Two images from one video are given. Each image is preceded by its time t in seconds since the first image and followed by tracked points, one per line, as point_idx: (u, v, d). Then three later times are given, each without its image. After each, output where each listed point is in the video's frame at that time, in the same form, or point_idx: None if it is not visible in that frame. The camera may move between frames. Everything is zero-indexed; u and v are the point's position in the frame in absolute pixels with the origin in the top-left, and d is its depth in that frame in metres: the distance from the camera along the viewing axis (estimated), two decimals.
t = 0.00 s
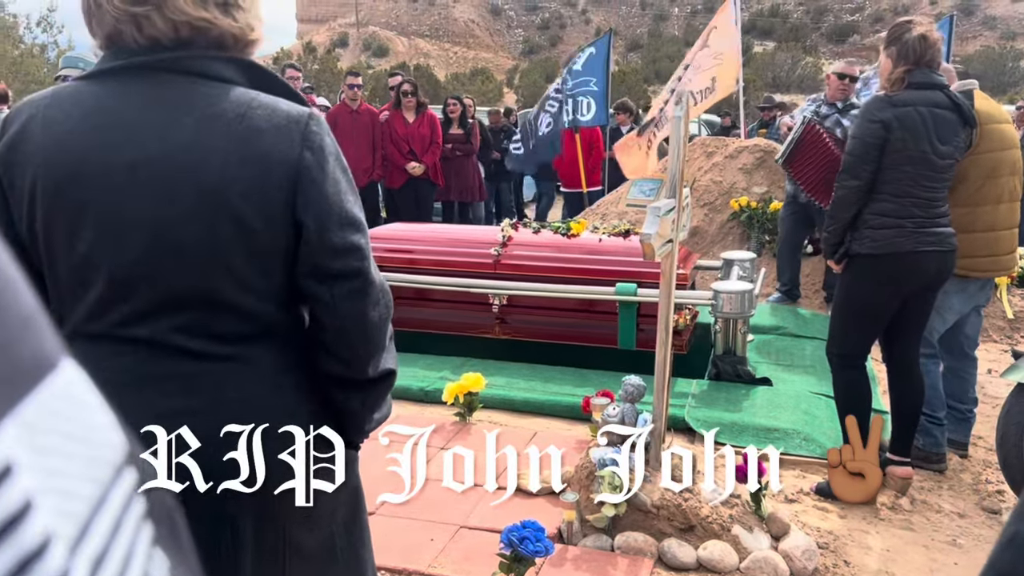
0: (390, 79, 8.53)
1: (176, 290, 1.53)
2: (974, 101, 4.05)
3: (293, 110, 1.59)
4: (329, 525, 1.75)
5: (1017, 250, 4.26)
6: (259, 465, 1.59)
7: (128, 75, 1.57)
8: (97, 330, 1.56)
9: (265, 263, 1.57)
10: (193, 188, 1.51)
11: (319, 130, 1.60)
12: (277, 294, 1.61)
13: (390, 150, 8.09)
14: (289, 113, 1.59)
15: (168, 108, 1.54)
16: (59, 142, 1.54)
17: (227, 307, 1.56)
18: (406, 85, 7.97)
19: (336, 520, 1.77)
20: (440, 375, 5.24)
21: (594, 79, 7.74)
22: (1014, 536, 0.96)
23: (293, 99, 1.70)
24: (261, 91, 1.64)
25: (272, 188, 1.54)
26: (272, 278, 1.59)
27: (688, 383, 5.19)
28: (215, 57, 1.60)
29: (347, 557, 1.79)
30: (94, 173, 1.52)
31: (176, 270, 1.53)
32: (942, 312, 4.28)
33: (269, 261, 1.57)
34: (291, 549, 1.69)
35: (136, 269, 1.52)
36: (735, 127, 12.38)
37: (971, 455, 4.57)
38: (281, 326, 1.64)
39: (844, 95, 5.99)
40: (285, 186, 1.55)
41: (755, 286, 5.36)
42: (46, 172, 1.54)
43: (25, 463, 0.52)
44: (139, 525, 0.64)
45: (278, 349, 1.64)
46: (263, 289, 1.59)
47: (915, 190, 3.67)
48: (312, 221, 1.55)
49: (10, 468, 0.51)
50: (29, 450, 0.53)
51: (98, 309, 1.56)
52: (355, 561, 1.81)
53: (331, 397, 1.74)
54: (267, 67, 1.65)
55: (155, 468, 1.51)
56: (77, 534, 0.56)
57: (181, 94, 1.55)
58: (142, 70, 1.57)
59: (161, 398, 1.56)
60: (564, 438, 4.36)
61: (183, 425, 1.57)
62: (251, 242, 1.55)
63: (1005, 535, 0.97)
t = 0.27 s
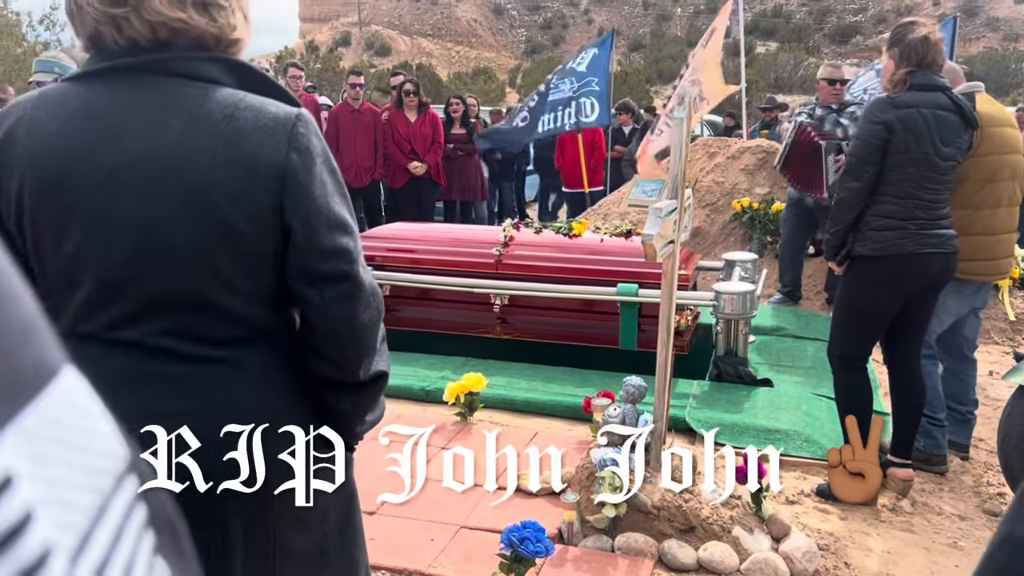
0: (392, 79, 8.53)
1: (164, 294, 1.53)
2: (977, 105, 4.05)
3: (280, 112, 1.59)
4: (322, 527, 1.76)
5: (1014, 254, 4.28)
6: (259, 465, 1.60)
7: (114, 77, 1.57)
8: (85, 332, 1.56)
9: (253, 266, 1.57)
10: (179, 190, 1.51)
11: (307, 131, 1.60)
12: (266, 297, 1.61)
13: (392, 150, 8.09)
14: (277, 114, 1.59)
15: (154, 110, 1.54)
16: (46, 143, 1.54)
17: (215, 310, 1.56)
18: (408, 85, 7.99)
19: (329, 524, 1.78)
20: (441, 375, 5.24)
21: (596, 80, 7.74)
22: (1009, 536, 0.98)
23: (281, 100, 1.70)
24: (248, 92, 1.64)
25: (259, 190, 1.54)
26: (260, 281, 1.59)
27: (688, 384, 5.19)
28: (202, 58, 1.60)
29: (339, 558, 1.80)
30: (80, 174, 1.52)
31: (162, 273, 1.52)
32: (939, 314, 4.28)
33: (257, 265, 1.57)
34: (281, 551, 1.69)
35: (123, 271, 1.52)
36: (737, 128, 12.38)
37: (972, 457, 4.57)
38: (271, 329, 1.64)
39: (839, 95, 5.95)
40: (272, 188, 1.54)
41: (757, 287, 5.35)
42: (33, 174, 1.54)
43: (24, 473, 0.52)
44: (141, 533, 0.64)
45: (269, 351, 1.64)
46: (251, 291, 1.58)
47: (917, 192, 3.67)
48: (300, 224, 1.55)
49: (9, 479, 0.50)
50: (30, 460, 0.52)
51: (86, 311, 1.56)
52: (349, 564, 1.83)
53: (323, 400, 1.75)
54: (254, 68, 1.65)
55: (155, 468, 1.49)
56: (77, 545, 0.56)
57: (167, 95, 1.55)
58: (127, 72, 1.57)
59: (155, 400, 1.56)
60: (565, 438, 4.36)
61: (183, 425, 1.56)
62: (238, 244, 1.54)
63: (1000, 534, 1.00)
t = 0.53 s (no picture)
0: (391, 76, 8.52)
1: (154, 293, 1.53)
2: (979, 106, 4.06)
3: (270, 108, 1.59)
4: (316, 527, 1.77)
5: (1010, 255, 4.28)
6: (259, 464, 1.61)
7: (101, 73, 1.56)
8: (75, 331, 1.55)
9: (244, 265, 1.57)
10: (168, 189, 1.51)
11: (297, 127, 1.59)
12: (257, 296, 1.61)
13: (390, 147, 8.09)
14: (267, 110, 1.58)
15: (142, 106, 1.53)
16: (32, 140, 1.53)
17: (205, 309, 1.56)
18: (407, 83, 8.00)
19: (322, 525, 1.78)
20: (440, 372, 5.24)
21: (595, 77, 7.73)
22: (1011, 538, 0.97)
23: (271, 94, 1.69)
24: (238, 87, 1.64)
25: (249, 187, 1.53)
26: (250, 280, 1.58)
27: (687, 382, 5.19)
28: (189, 53, 1.59)
29: (331, 555, 1.81)
30: (67, 172, 1.51)
31: (152, 273, 1.52)
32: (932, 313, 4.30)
33: (248, 263, 1.57)
34: (274, 550, 1.70)
35: (113, 270, 1.51)
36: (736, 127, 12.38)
37: (969, 456, 4.58)
38: (263, 328, 1.64)
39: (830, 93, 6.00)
40: (262, 185, 1.54)
41: (755, 286, 5.36)
42: (20, 171, 1.53)
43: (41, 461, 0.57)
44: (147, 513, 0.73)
45: (261, 350, 1.64)
46: (242, 290, 1.58)
47: (917, 192, 3.67)
48: (290, 222, 1.55)
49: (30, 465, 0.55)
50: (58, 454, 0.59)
51: (75, 310, 1.55)
52: (340, 565, 1.83)
53: (316, 398, 1.74)
54: (243, 63, 1.65)
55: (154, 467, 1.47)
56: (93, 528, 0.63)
57: (155, 91, 1.55)
58: (115, 67, 1.56)
59: (151, 400, 1.55)
60: (563, 436, 4.36)
61: (182, 425, 1.56)
62: (228, 242, 1.54)
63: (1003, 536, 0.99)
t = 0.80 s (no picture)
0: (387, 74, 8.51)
1: (143, 293, 1.53)
2: (976, 108, 4.09)
3: (260, 107, 1.60)
4: (310, 527, 1.76)
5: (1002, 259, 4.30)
6: (259, 465, 1.64)
7: (89, 73, 1.57)
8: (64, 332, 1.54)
9: (235, 265, 1.57)
10: (157, 189, 1.51)
11: (287, 127, 1.60)
12: (247, 296, 1.61)
13: (386, 145, 8.09)
14: (257, 109, 1.59)
15: (131, 107, 1.54)
16: (19, 140, 1.53)
17: (195, 310, 1.56)
18: (403, 80, 8.00)
19: (316, 524, 1.77)
20: (435, 370, 5.25)
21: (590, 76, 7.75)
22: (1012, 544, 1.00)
23: (261, 94, 1.69)
24: (228, 87, 1.64)
25: (239, 187, 1.54)
26: (241, 280, 1.59)
27: (681, 381, 5.21)
28: (179, 53, 1.60)
29: (325, 554, 1.79)
30: (56, 172, 1.51)
31: (142, 273, 1.52)
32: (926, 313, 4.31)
33: (238, 263, 1.57)
34: (268, 550, 1.69)
35: (101, 271, 1.50)
36: (731, 126, 12.40)
37: (962, 455, 4.60)
38: (253, 328, 1.64)
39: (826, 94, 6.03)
40: (252, 185, 1.54)
41: (750, 285, 5.38)
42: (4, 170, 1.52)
43: (65, 457, 0.72)
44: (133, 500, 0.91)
45: (250, 350, 1.65)
46: (232, 290, 1.58)
47: (912, 192, 3.69)
48: (281, 221, 1.55)
49: (56, 461, 0.70)
50: (73, 450, 0.73)
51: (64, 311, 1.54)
52: (334, 566, 1.82)
53: (308, 398, 1.75)
54: (233, 63, 1.66)
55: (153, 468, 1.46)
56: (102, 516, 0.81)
57: (144, 92, 1.56)
58: (103, 68, 1.57)
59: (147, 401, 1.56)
60: (558, 434, 4.37)
61: (183, 425, 1.57)
62: (218, 242, 1.54)
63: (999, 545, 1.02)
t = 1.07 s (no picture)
0: (380, 70, 8.52)
1: (135, 286, 1.53)
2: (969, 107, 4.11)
3: (251, 99, 1.60)
4: (306, 522, 1.79)
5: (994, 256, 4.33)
6: (258, 465, 1.67)
7: (78, 63, 1.55)
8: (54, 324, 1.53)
9: (227, 257, 1.58)
10: (148, 181, 1.51)
11: (279, 118, 1.60)
12: (239, 288, 1.62)
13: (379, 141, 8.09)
14: (249, 101, 1.59)
15: (121, 98, 1.53)
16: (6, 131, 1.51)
17: (188, 302, 1.56)
18: (396, 76, 7.99)
19: (312, 520, 1.80)
20: (429, 366, 5.26)
21: (582, 74, 7.81)
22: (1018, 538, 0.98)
23: (251, 85, 1.69)
24: (219, 77, 1.64)
25: (231, 179, 1.54)
26: (233, 273, 1.60)
27: (674, 376, 5.23)
28: (170, 44, 1.59)
29: (321, 548, 1.82)
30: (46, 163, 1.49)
31: (133, 265, 1.52)
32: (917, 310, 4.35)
33: (231, 256, 1.58)
34: (265, 545, 1.72)
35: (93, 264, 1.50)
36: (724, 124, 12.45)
37: (952, 450, 4.64)
38: (245, 320, 1.65)
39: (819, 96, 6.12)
40: (243, 178, 1.55)
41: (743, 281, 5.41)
42: None
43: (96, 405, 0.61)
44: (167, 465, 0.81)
45: (242, 343, 1.66)
46: (225, 282, 1.59)
47: (902, 189, 3.71)
48: (273, 213, 1.56)
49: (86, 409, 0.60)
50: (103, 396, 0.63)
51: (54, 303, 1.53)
52: (331, 561, 1.85)
53: (301, 390, 1.76)
54: (224, 53, 1.65)
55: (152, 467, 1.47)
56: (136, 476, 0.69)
57: (134, 82, 1.54)
58: (92, 57, 1.55)
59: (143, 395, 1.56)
60: (551, 429, 4.39)
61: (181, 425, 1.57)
62: (210, 234, 1.55)
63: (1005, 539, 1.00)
